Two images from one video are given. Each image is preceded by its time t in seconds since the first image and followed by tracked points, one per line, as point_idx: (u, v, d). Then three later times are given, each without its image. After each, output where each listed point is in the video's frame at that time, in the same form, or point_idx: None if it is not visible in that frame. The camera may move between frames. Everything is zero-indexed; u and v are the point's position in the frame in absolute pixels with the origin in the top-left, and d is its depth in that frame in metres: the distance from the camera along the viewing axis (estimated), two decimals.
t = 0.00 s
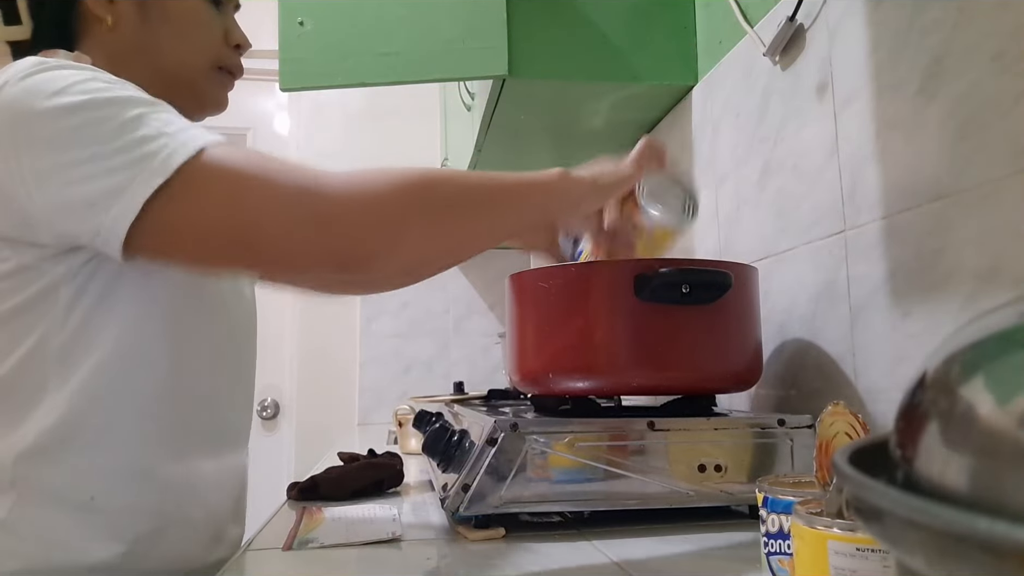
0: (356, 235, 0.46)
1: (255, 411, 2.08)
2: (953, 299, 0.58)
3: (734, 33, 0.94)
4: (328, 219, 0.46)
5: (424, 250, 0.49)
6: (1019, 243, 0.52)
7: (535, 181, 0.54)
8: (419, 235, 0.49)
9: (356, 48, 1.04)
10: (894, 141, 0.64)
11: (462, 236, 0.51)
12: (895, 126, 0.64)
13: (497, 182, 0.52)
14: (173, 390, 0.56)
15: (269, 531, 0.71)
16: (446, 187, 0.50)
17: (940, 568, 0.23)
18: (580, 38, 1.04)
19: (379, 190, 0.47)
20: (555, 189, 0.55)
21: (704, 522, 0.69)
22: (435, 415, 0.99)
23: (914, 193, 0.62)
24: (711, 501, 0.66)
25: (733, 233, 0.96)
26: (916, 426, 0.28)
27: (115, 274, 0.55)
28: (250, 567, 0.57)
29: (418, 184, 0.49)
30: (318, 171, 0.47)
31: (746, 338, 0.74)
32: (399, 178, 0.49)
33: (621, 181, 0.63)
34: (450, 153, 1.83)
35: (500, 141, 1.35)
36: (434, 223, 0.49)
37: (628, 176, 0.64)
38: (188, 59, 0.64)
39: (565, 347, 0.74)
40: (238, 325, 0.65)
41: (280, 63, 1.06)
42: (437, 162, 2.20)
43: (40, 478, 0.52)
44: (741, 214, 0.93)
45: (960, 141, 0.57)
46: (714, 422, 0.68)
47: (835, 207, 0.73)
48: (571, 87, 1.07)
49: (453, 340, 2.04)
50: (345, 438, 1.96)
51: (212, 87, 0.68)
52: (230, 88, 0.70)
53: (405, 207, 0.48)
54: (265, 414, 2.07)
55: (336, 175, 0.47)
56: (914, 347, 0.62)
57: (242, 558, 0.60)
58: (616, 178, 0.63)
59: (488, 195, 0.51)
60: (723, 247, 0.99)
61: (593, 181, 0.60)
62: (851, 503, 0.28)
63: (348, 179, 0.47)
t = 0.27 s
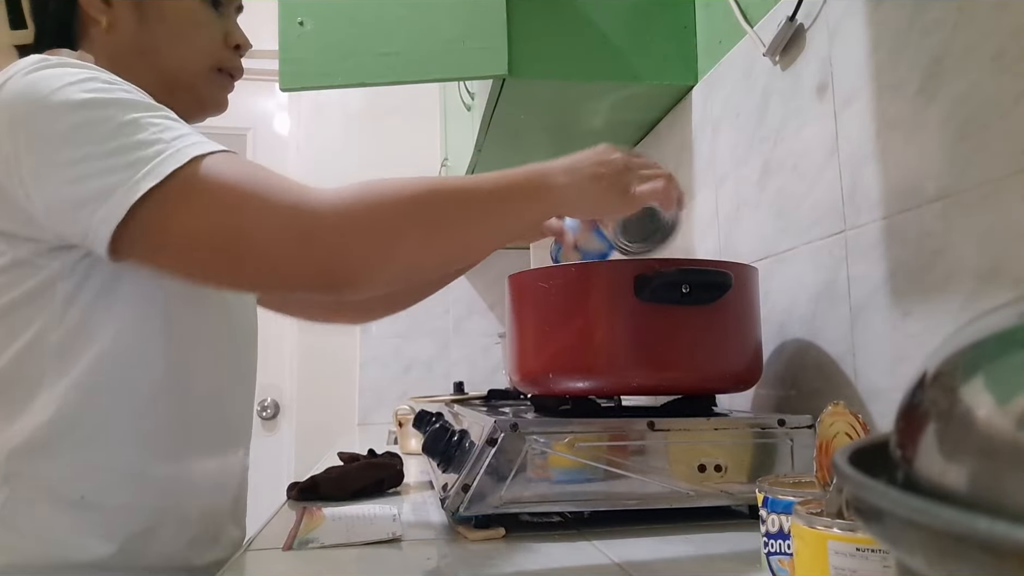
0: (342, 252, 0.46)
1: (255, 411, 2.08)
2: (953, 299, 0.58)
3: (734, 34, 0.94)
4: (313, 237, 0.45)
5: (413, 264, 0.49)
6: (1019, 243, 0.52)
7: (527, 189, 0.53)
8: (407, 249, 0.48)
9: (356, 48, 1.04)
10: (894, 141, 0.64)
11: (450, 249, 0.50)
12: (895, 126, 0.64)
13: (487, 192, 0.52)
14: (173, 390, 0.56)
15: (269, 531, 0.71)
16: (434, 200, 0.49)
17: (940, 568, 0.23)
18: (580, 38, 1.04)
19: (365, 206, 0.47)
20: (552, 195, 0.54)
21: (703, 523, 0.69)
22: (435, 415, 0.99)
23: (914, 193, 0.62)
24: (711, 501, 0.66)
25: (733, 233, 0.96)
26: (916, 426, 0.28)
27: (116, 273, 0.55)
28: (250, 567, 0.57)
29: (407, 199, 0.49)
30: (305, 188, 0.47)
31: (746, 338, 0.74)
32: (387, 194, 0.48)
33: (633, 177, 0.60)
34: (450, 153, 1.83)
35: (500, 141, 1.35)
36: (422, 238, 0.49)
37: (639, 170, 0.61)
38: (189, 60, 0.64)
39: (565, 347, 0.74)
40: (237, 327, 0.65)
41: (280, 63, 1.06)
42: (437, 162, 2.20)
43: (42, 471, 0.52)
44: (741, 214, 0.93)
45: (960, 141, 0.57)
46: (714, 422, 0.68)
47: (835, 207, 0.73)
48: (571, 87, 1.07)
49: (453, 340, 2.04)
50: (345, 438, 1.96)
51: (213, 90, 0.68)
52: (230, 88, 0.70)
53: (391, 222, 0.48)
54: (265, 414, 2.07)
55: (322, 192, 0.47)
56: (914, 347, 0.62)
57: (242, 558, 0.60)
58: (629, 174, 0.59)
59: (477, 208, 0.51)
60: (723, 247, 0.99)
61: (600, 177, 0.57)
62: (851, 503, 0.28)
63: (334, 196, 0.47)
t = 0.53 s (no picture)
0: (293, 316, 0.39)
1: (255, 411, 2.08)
2: (953, 299, 0.58)
3: (734, 34, 0.94)
4: (238, 314, 0.38)
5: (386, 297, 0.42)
6: (1020, 242, 0.52)
7: (478, 195, 0.45)
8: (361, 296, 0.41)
9: (356, 48, 1.04)
10: (894, 141, 0.64)
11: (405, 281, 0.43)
12: (895, 126, 0.64)
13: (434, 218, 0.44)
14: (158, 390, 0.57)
15: (269, 531, 0.71)
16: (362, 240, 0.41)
17: (940, 568, 0.23)
18: (580, 38, 1.04)
19: (287, 254, 0.40)
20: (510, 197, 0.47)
21: (703, 522, 0.69)
22: (435, 415, 0.99)
23: (914, 193, 0.62)
24: (711, 501, 0.66)
25: (732, 233, 0.96)
26: (916, 426, 0.28)
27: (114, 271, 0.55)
28: (250, 567, 0.57)
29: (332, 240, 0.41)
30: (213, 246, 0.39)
31: (746, 338, 0.74)
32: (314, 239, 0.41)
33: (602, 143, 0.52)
34: (450, 153, 1.83)
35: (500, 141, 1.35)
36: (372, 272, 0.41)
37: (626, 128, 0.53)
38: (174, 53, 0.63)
39: (566, 347, 0.74)
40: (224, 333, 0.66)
41: (280, 63, 1.06)
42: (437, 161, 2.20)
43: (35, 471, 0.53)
44: (741, 214, 0.93)
45: (960, 141, 0.57)
46: (714, 422, 0.68)
47: (835, 207, 0.73)
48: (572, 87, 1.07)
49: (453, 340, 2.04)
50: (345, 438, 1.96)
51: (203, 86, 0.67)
52: (228, 82, 0.69)
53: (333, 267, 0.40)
54: (265, 414, 2.06)
55: (229, 256, 0.39)
56: (914, 347, 0.62)
57: (242, 559, 0.60)
58: (606, 134, 0.52)
59: (421, 236, 0.43)
60: (723, 247, 0.99)
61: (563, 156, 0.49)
62: (851, 504, 0.28)
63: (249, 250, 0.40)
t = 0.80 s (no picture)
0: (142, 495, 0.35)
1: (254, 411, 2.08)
2: (953, 299, 0.58)
3: (734, 34, 0.94)
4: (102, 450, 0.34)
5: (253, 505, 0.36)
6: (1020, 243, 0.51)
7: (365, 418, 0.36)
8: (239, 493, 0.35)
9: (356, 48, 1.03)
10: (895, 141, 0.64)
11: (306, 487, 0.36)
12: (895, 126, 0.64)
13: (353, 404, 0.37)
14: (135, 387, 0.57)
15: (269, 531, 0.71)
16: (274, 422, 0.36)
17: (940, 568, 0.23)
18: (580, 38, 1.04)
19: (186, 412, 0.35)
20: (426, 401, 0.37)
21: (703, 522, 0.69)
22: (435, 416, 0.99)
23: (914, 193, 0.62)
24: (712, 500, 0.67)
25: (732, 233, 0.96)
26: (915, 426, 0.28)
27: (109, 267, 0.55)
28: (249, 568, 0.57)
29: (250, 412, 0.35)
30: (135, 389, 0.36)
31: (747, 339, 0.74)
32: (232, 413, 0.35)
33: (570, 418, 0.37)
34: (450, 152, 1.83)
35: (500, 141, 1.35)
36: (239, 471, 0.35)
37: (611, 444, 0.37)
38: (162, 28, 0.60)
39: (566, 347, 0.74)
40: (202, 358, 0.66)
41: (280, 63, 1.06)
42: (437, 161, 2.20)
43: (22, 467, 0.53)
44: (741, 214, 0.93)
45: (961, 141, 0.57)
46: (714, 422, 0.68)
47: (835, 207, 0.73)
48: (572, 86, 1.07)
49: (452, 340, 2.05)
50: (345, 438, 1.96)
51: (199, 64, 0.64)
52: (230, 53, 0.65)
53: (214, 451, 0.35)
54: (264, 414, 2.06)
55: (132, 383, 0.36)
56: (914, 348, 0.62)
57: (242, 559, 0.60)
58: (552, 444, 0.36)
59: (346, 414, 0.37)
60: (723, 247, 0.99)
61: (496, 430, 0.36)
62: (851, 503, 0.28)
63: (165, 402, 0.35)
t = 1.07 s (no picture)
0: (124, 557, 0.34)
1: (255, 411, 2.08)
2: (952, 299, 0.58)
3: (734, 33, 0.94)
4: (100, 469, 0.34)
5: None
6: (1020, 244, 0.52)
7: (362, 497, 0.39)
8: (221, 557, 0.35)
9: (356, 48, 1.03)
10: (895, 141, 0.64)
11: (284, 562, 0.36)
12: (895, 127, 0.64)
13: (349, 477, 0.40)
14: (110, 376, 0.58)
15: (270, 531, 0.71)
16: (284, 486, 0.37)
17: (941, 569, 0.23)
18: (579, 38, 1.05)
19: (198, 454, 0.37)
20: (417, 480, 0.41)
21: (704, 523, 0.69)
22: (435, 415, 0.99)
23: (914, 193, 0.62)
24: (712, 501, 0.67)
25: (733, 233, 0.96)
26: (916, 426, 0.28)
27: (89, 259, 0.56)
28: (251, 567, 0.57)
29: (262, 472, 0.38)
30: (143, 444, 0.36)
31: (747, 339, 0.74)
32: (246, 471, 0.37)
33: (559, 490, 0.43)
34: (450, 152, 1.83)
35: (500, 141, 1.35)
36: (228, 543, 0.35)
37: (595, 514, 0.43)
38: None
39: (567, 348, 0.74)
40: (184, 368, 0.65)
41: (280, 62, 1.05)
42: (437, 161, 2.20)
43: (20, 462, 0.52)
44: (741, 214, 0.93)
45: (960, 141, 0.57)
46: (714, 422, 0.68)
47: (835, 208, 0.73)
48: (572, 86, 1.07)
49: (453, 340, 2.13)
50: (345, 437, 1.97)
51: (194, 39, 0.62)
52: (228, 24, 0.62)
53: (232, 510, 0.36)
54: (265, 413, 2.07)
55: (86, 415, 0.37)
56: (914, 348, 0.62)
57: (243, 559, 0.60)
58: (532, 529, 0.41)
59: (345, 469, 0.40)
60: (724, 247, 0.99)
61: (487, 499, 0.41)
62: (851, 503, 0.28)
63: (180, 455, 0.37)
